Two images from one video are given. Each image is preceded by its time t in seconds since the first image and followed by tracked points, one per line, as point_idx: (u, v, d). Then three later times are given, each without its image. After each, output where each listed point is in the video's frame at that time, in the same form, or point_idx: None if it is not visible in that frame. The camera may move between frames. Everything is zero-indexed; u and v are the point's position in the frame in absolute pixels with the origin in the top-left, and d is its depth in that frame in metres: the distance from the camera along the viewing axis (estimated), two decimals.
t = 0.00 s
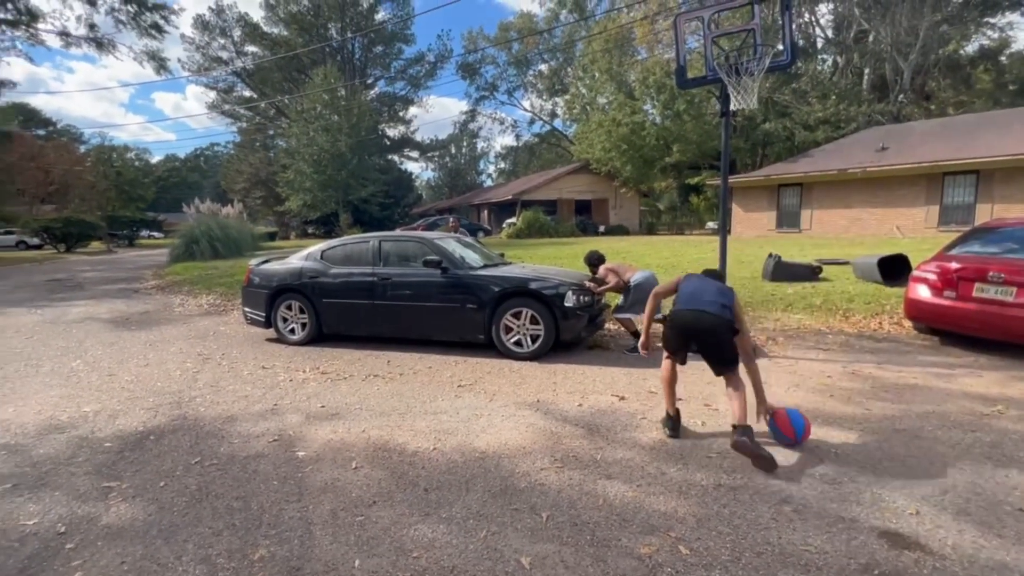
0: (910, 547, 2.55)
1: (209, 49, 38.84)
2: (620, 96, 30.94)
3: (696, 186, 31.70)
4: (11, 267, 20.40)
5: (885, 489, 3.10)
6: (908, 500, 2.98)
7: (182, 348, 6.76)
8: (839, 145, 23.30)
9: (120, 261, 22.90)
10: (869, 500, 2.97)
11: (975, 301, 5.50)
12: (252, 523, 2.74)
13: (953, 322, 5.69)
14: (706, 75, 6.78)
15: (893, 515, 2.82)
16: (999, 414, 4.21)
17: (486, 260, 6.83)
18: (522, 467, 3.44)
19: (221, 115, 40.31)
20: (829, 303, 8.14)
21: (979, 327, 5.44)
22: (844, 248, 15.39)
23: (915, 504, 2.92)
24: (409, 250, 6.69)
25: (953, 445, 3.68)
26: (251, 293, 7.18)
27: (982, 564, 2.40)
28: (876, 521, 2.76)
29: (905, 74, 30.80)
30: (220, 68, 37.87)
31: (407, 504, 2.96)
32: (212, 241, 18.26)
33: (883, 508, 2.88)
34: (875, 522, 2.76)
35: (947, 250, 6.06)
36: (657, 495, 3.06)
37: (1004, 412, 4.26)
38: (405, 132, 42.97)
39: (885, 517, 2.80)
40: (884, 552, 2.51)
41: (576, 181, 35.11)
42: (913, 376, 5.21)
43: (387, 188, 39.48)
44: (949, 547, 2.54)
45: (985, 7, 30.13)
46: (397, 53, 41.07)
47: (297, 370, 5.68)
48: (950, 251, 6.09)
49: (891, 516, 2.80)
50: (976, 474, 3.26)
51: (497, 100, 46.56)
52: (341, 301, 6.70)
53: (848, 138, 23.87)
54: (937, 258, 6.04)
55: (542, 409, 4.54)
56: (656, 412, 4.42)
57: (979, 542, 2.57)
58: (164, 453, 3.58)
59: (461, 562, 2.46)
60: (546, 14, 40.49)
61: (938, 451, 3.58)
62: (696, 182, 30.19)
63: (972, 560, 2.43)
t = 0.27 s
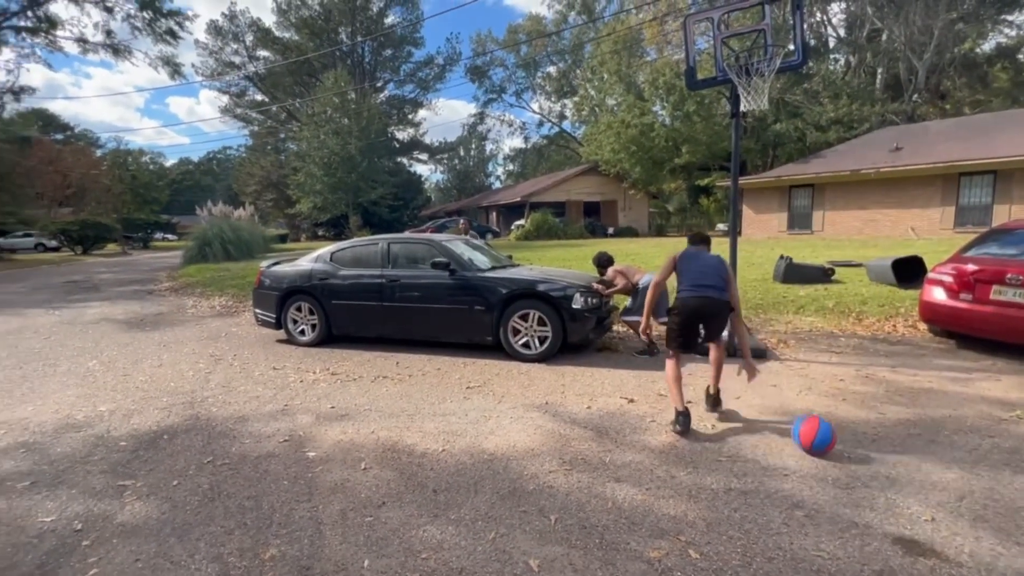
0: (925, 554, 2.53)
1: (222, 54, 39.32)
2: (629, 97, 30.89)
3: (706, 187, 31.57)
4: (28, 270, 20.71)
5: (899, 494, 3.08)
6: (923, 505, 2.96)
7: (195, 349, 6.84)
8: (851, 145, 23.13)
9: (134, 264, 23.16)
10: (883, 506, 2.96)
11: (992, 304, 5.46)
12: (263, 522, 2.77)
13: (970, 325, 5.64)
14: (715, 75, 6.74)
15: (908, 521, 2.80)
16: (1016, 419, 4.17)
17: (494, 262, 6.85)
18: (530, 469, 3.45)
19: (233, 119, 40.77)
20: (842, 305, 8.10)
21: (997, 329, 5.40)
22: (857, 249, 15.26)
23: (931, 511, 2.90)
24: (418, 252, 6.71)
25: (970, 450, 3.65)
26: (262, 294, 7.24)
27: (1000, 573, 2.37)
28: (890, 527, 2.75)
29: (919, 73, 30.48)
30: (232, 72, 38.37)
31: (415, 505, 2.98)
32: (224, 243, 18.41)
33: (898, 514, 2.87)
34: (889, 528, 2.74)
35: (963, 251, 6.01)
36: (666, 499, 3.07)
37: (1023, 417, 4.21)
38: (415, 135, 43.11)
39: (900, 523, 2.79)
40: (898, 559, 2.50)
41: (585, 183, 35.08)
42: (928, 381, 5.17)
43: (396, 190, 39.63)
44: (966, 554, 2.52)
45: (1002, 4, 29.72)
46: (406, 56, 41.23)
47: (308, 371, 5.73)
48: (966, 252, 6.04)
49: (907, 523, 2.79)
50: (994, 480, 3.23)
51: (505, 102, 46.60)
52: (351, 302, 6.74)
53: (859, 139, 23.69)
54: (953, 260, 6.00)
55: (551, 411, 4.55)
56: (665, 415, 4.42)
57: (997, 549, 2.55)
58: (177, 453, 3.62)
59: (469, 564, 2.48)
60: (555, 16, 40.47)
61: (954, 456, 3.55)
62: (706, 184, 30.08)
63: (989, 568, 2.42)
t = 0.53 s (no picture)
0: (943, 562, 2.52)
1: (239, 58, 39.94)
2: (642, 98, 30.80)
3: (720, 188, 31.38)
4: (52, 271, 21.17)
5: (919, 501, 3.06)
6: (943, 513, 2.94)
7: (212, 348, 6.93)
8: (868, 146, 22.87)
9: (152, 265, 23.50)
10: (900, 513, 2.94)
11: (1017, 306, 5.39)
12: (278, 520, 2.81)
13: (993, 328, 5.57)
14: (730, 76, 6.77)
15: (927, 528, 2.78)
16: None
17: (505, 264, 6.87)
18: (541, 471, 3.46)
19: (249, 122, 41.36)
20: (859, 307, 8.03)
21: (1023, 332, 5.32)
22: (876, 251, 15.07)
23: (951, 518, 2.88)
24: (429, 253, 6.75)
25: (991, 457, 3.61)
26: (276, 295, 7.32)
27: None
28: (909, 535, 2.73)
29: (939, 71, 30.01)
30: (248, 77, 39.13)
31: (427, 505, 3.01)
32: (240, 245, 18.61)
33: (917, 522, 2.85)
34: (908, 536, 2.72)
35: (986, 252, 5.94)
36: (678, 502, 3.07)
37: None
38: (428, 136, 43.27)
39: (919, 531, 2.77)
40: (916, 567, 2.48)
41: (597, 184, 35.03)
42: (949, 385, 5.11)
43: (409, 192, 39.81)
44: (986, 563, 2.50)
45: None
46: (418, 59, 41.45)
47: (322, 371, 5.79)
48: (989, 254, 5.97)
49: (925, 530, 2.77)
50: (1016, 488, 3.19)
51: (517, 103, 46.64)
52: (363, 303, 6.80)
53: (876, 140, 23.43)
54: (975, 261, 5.92)
55: (562, 412, 4.56)
56: (677, 417, 4.42)
57: (1019, 558, 2.53)
58: (194, 451, 3.68)
59: (481, 565, 2.50)
60: (567, 17, 40.44)
61: (974, 463, 3.52)
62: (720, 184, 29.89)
63: None
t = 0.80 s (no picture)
0: (966, 572, 2.49)
1: (258, 62, 40.47)
2: (658, 97, 30.65)
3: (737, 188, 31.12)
4: (77, 271, 21.70)
5: (943, 510, 3.02)
6: (969, 522, 2.90)
7: (232, 347, 7.04)
8: (889, 145, 22.54)
9: (173, 265, 23.94)
10: (924, 522, 2.91)
11: None
12: (296, 517, 2.86)
13: None
14: (748, 75, 6.71)
15: (952, 538, 2.75)
16: None
17: (518, 265, 6.89)
18: (555, 473, 3.48)
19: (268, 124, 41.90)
20: (882, 310, 7.94)
21: None
22: (898, 252, 14.83)
23: (977, 528, 2.84)
24: (442, 254, 6.79)
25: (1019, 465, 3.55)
26: (293, 295, 7.42)
27: None
28: (932, 544, 2.70)
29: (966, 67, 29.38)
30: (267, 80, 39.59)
31: (441, 504, 3.04)
32: (259, 245, 18.85)
33: (941, 531, 2.82)
34: (932, 545, 2.70)
35: (1014, 254, 5.84)
36: (693, 506, 3.08)
37: None
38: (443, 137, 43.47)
39: (943, 540, 2.74)
40: None
41: (613, 184, 34.92)
42: (975, 391, 5.03)
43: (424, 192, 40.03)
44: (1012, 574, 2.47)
45: None
46: (434, 61, 41.70)
47: (338, 370, 5.86)
48: (1017, 255, 5.87)
49: (949, 540, 2.74)
50: None
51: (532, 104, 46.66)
52: (378, 303, 6.86)
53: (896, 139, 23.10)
54: (1004, 263, 5.83)
55: (576, 414, 4.57)
56: (693, 421, 4.41)
57: None
58: (214, 446, 3.76)
59: (495, 564, 2.53)
60: (582, 16, 40.32)
61: (1002, 471, 3.47)
62: (737, 185, 29.66)
63: None
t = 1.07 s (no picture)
0: None
1: (279, 65, 40.95)
2: (676, 97, 30.46)
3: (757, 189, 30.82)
4: (104, 269, 22.20)
5: (971, 522, 2.96)
6: (998, 535, 2.84)
7: (252, 345, 7.15)
8: (914, 146, 22.16)
9: (194, 264, 24.37)
10: (951, 534, 2.86)
11: None
12: (312, 513, 2.91)
13: None
14: (769, 75, 6.73)
15: (980, 551, 2.70)
16: None
17: (532, 266, 6.90)
18: (569, 475, 3.49)
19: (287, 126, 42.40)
20: (907, 314, 7.82)
21: None
22: (924, 254, 14.56)
23: (1007, 541, 2.78)
24: (456, 255, 6.83)
25: None
26: (310, 294, 7.51)
27: None
28: (959, 557, 2.66)
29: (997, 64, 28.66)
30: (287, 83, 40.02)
31: (455, 505, 3.07)
32: (278, 245, 19.08)
33: (968, 543, 2.77)
34: (957, 558, 2.65)
35: None
36: (709, 512, 3.07)
37: None
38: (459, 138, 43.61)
39: (970, 553, 2.69)
40: None
41: (629, 184, 34.77)
42: (1005, 399, 4.93)
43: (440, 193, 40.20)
44: None
45: None
46: (451, 62, 41.85)
47: (355, 369, 5.92)
48: None
49: (977, 553, 2.68)
50: None
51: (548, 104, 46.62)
52: (392, 303, 6.92)
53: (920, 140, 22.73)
54: None
55: (590, 416, 4.58)
56: (710, 425, 4.40)
57: None
58: (235, 443, 3.83)
59: (508, 566, 2.55)
60: (599, 16, 40.14)
61: None
62: (757, 185, 29.36)
63: None
